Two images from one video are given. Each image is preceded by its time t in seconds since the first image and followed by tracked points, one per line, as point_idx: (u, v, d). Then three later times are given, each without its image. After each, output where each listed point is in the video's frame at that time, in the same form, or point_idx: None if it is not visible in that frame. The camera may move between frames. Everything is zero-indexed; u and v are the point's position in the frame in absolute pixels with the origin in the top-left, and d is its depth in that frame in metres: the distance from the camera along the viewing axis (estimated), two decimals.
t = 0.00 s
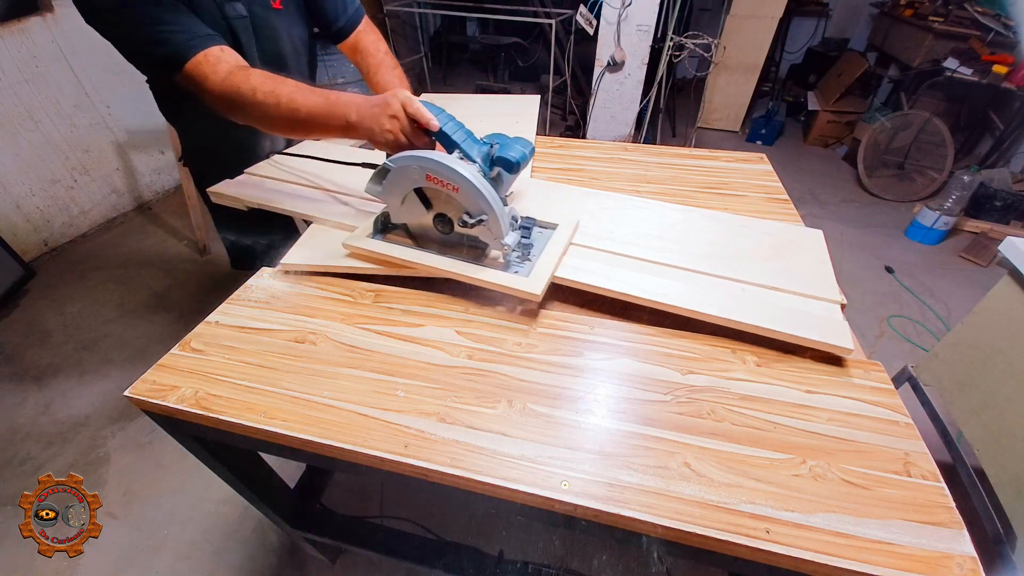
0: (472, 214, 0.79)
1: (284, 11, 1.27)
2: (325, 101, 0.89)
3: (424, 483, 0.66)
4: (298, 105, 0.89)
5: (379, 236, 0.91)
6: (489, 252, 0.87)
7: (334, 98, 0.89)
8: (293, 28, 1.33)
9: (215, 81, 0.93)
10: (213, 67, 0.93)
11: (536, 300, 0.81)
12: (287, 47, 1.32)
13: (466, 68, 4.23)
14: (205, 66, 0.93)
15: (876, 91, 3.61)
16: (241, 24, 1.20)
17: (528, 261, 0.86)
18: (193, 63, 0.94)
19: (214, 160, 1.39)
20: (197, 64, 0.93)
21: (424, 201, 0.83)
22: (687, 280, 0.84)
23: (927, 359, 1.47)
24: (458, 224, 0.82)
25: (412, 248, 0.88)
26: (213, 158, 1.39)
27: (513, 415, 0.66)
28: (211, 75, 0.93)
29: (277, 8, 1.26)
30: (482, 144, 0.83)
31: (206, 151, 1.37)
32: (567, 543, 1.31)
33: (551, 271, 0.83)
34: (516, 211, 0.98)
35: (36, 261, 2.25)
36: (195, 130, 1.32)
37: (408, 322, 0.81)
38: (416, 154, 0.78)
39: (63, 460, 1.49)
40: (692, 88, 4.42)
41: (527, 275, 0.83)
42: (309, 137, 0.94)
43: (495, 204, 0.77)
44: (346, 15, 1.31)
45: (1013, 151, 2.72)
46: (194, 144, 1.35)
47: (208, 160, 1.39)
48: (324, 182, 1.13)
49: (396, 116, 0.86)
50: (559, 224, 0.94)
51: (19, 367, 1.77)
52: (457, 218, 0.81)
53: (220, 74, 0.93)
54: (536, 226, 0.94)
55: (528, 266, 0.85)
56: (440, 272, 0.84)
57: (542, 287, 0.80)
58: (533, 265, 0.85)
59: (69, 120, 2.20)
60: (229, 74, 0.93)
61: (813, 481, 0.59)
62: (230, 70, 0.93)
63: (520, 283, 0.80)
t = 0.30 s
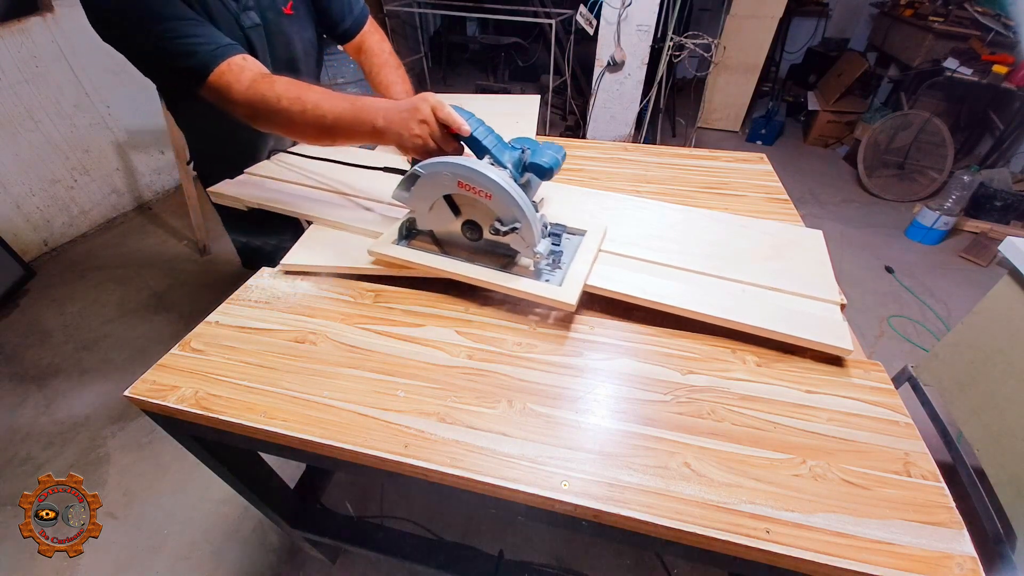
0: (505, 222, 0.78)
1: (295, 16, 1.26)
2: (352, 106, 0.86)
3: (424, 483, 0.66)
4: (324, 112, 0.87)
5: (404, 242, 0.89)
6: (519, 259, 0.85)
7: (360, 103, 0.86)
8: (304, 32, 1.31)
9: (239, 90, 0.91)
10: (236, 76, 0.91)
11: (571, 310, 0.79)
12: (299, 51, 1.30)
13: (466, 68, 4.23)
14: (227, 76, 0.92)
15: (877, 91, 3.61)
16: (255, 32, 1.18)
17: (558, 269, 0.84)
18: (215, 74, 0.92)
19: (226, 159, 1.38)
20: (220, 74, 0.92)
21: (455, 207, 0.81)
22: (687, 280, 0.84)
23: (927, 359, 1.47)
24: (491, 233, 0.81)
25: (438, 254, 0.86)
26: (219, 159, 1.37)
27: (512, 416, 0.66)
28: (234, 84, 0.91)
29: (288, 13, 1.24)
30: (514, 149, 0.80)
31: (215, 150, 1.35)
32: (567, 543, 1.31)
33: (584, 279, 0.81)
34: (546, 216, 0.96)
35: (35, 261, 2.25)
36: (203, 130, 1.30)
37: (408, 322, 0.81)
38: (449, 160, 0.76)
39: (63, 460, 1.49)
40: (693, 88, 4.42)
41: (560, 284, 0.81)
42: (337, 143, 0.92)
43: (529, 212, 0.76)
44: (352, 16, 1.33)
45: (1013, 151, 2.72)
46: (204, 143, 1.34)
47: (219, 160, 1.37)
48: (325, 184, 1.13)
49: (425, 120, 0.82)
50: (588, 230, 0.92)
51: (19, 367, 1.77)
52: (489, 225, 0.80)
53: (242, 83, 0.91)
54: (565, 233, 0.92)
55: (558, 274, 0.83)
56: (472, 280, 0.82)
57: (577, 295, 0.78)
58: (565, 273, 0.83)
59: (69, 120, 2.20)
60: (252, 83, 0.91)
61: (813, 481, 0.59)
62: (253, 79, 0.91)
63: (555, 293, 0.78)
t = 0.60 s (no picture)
0: (559, 234, 0.75)
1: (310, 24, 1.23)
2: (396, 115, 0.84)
3: (424, 483, 0.66)
4: (368, 121, 0.85)
5: (446, 253, 0.86)
6: (568, 272, 0.82)
7: (405, 111, 0.84)
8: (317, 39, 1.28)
9: (277, 98, 0.88)
10: (274, 84, 0.89)
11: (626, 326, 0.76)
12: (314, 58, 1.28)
13: (466, 68, 4.23)
14: (264, 84, 0.89)
15: (877, 91, 3.61)
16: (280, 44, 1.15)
17: (609, 283, 0.81)
18: (251, 82, 0.89)
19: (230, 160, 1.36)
20: (256, 82, 0.89)
21: (504, 218, 0.78)
22: (687, 281, 0.84)
23: (927, 359, 1.47)
24: (543, 246, 0.78)
25: (483, 266, 0.83)
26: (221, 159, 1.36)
27: (512, 415, 0.66)
28: (272, 92, 0.88)
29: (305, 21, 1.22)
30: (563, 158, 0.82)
31: (218, 150, 1.34)
32: (566, 543, 1.32)
33: (638, 294, 0.79)
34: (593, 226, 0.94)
35: (35, 261, 2.25)
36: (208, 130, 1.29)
37: (408, 322, 0.81)
38: (503, 170, 0.74)
39: (63, 460, 1.49)
40: (692, 88, 4.42)
41: (613, 299, 0.78)
42: (378, 153, 0.90)
43: (586, 225, 0.73)
44: (361, 19, 1.34)
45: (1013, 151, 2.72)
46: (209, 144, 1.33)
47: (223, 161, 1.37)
48: (327, 184, 1.13)
49: (474, 130, 0.81)
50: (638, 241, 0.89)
51: (18, 366, 1.77)
52: (542, 236, 0.77)
53: (281, 91, 0.88)
54: (613, 244, 0.90)
55: (610, 288, 0.80)
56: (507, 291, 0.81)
57: (633, 312, 0.75)
58: (617, 286, 0.80)
59: (69, 120, 2.20)
60: (291, 92, 0.88)
61: (813, 481, 0.59)
62: (292, 87, 0.89)
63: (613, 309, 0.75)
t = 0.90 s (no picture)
0: (627, 250, 0.72)
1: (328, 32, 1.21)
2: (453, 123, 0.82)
3: (424, 483, 0.66)
4: (424, 130, 0.82)
5: (498, 267, 0.83)
6: (629, 288, 0.79)
7: (462, 120, 0.81)
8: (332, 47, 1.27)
9: (326, 104, 0.85)
10: (324, 90, 0.86)
11: (696, 346, 0.73)
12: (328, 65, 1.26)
13: (466, 68, 4.23)
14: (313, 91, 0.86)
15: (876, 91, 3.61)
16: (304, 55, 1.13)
17: (674, 300, 0.78)
18: (298, 88, 0.86)
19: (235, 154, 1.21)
20: (304, 89, 0.86)
21: (569, 234, 0.75)
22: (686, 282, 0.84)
23: (927, 359, 1.47)
24: (608, 262, 0.75)
25: (538, 282, 0.81)
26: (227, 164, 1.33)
27: (512, 415, 0.66)
28: (321, 98, 0.85)
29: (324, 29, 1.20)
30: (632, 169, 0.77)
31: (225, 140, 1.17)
32: (565, 543, 1.32)
33: (706, 312, 0.76)
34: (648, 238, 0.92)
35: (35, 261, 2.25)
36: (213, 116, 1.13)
37: (408, 322, 0.81)
38: (570, 184, 0.71)
39: (64, 460, 1.49)
40: (692, 88, 4.42)
41: (680, 317, 0.75)
42: (429, 161, 0.87)
43: (656, 241, 0.71)
44: (367, 24, 1.35)
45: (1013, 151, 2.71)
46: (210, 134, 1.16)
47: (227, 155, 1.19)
48: (327, 183, 1.12)
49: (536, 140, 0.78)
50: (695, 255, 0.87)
51: (19, 367, 1.77)
52: (607, 253, 0.74)
53: (331, 98, 0.85)
54: (674, 258, 0.86)
55: (676, 306, 0.77)
56: (512, 293, 0.80)
57: (706, 333, 0.72)
58: (682, 304, 0.77)
59: (69, 120, 2.20)
60: (342, 98, 0.85)
61: (813, 481, 0.59)
62: (342, 93, 0.86)
63: (683, 329, 0.72)
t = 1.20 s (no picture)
0: (638, 251, 0.72)
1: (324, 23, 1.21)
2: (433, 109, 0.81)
3: (424, 483, 0.66)
4: (401, 114, 0.82)
5: (506, 268, 0.83)
6: (638, 290, 0.79)
7: (447, 106, 0.80)
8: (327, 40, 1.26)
9: (303, 91, 0.85)
10: (300, 78, 0.86)
11: (708, 349, 0.73)
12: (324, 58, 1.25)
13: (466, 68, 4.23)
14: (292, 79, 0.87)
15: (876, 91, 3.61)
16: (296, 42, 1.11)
17: (685, 301, 0.78)
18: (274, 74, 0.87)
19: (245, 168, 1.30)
20: (282, 75, 0.87)
21: (579, 235, 0.75)
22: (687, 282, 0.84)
23: (927, 359, 1.47)
24: (618, 263, 0.75)
25: (547, 284, 0.80)
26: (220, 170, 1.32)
27: (513, 416, 0.66)
28: (297, 80, 0.86)
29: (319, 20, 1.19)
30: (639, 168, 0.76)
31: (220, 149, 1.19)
32: (565, 543, 1.32)
33: (718, 314, 0.75)
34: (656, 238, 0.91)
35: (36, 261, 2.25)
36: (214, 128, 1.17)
37: (409, 322, 0.81)
38: (580, 185, 0.71)
39: (64, 460, 1.49)
40: (692, 88, 4.42)
41: (692, 319, 0.74)
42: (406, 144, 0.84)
43: (668, 242, 0.71)
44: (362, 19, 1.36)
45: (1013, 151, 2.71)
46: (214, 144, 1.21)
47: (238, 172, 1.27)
48: (328, 183, 1.12)
49: (522, 130, 0.76)
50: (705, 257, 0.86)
51: (19, 367, 1.77)
52: (617, 254, 0.74)
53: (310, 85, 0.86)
54: (685, 258, 0.86)
55: (687, 308, 0.77)
56: (514, 294, 0.80)
57: (719, 335, 0.72)
58: (693, 305, 0.77)
59: (69, 120, 2.20)
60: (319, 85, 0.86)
61: (813, 481, 0.59)
62: (320, 80, 0.86)
63: (693, 331, 0.72)
